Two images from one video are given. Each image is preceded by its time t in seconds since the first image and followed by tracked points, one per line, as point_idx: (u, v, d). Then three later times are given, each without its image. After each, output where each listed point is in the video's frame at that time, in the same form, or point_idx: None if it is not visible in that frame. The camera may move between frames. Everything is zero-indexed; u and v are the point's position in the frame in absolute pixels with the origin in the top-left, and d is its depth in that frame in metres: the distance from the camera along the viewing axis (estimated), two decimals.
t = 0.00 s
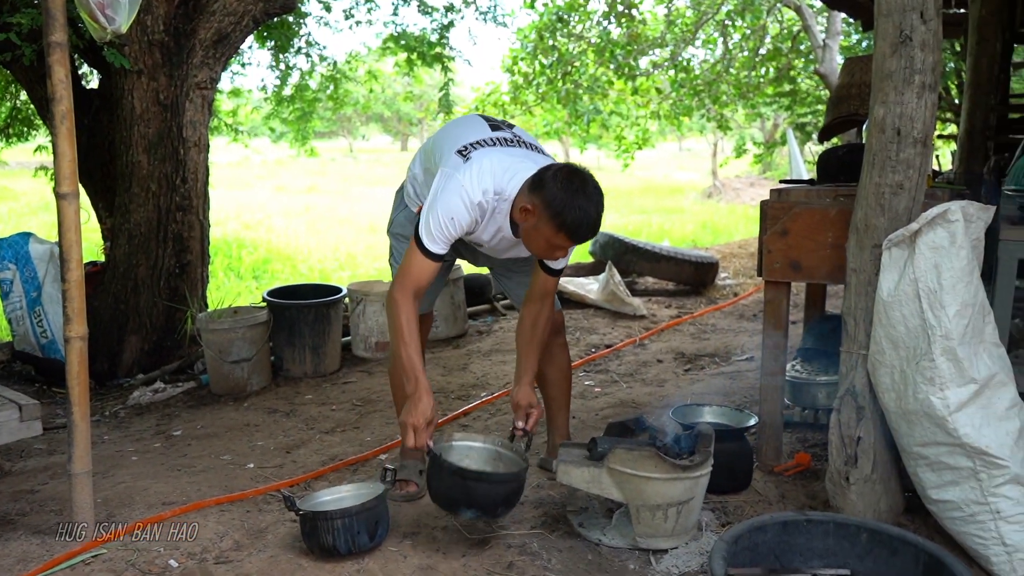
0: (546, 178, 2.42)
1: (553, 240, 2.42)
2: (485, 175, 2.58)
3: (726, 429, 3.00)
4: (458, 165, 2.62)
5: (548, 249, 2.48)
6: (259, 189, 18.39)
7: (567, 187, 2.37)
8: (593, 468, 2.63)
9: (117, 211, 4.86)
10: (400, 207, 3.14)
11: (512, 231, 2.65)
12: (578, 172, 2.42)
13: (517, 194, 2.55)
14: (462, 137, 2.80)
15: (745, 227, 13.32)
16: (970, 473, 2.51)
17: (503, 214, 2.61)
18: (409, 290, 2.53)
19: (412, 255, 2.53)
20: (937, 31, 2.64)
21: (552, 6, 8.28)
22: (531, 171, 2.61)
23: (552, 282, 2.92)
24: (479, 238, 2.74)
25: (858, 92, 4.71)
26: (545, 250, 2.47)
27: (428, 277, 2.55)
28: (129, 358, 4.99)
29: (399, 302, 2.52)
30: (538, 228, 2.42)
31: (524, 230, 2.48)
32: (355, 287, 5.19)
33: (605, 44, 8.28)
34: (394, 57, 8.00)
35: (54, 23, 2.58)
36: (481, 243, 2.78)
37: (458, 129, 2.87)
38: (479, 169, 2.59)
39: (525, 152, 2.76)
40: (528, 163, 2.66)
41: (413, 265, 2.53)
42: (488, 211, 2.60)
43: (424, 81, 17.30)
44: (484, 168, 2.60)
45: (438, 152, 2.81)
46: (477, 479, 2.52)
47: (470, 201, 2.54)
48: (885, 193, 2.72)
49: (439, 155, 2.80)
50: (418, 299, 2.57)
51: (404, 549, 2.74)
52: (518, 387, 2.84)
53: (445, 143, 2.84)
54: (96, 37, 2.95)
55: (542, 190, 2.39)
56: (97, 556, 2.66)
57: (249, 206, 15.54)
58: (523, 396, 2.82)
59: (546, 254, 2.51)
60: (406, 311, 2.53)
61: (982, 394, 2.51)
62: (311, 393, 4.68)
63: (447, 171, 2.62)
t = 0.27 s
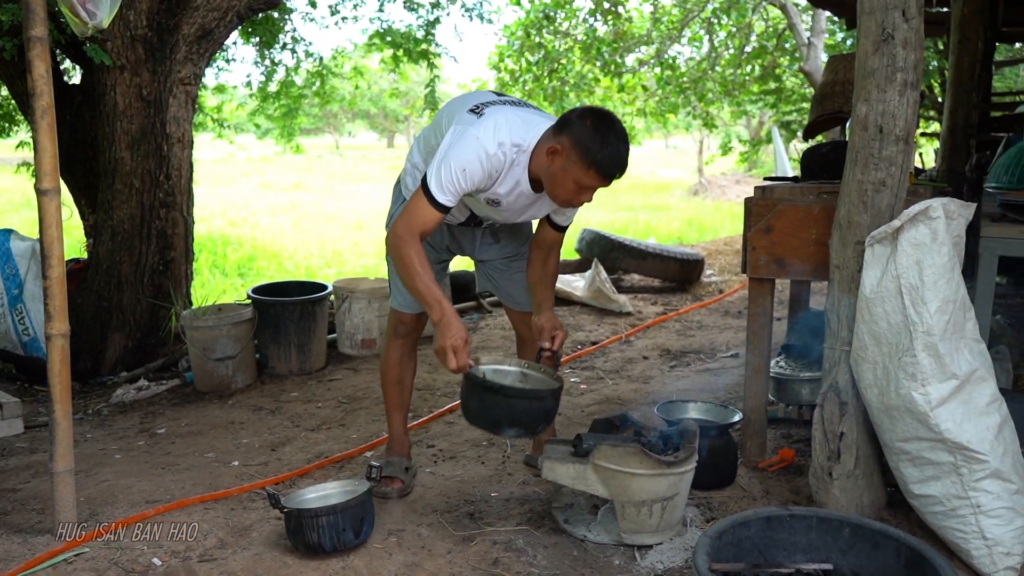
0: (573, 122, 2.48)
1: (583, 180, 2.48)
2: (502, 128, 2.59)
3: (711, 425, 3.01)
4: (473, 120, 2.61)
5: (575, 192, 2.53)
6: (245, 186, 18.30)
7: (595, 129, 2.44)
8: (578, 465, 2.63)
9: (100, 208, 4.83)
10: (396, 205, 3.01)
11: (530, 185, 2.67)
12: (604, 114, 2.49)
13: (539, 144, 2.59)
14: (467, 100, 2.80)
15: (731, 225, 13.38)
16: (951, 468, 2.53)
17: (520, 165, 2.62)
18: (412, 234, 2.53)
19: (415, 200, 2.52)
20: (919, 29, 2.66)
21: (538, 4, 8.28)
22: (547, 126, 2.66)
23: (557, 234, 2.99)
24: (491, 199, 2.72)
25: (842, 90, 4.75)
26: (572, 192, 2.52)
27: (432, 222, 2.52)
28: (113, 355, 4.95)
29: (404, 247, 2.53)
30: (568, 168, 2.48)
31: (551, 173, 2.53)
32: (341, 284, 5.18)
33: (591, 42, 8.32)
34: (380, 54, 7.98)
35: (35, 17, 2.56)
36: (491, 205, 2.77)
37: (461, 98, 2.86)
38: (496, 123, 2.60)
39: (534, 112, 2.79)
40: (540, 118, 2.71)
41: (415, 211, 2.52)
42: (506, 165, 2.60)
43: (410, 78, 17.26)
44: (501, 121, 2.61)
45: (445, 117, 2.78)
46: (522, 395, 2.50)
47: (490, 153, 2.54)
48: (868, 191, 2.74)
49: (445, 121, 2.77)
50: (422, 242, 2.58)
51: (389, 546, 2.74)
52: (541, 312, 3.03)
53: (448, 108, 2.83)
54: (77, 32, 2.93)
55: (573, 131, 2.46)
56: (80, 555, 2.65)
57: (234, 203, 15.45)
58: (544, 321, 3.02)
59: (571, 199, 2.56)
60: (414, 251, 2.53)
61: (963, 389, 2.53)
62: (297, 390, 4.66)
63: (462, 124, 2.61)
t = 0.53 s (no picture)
0: (596, 99, 2.50)
1: (610, 153, 2.49)
2: (524, 112, 2.60)
3: (707, 425, 3.02)
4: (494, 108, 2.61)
5: (601, 166, 2.54)
6: (240, 186, 18.27)
7: (620, 102, 2.46)
8: (574, 465, 2.64)
9: (95, 209, 4.82)
10: (404, 206, 3.00)
11: (555, 167, 2.67)
12: (625, 88, 2.51)
13: (562, 123, 2.59)
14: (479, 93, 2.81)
15: (726, 224, 13.39)
16: (946, 467, 2.54)
17: (544, 148, 2.62)
18: (450, 227, 2.50)
19: (448, 193, 2.50)
20: (913, 29, 2.67)
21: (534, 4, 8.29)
22: (566, 108, 2.67)
23: (578, 217, 3.12)
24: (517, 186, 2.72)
25: (836, 90, 4.76)
26: (599, 167, 2.53)
27: (467, 212, 2.51)
28: (108, 357, 4.94)
29: (444, 240, 2.49)
30: (595, 143, 2.49)
31: (577, 149, 2.54)
32: (336, 284, 5.17)
33: (587, 42, 8.33)
34: (376, 54, 7.97)
35: (29, 18, 2.55)
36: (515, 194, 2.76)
37: (473, 91, 2.86)
38: (517, 108, 2.60)
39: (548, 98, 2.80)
40: (556, 100, 2.72)
41: (450, 204, 2.50)
42: (530, 148, 2.61)
43: (406, 78, 17.26)
44: (522, 106, 2.62)
45: (460, 110, 2.78)
46: (589, 369, 2.56)
47: (516, 136, 2.54)
48: (862, 190, 2.74)
49: (461, 115, 2.76)
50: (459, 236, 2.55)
51: (386, 547, 2.74)
52: (581, 293, 3.03)
53: (460, 104, 2.83)
54: (71, 32, 2.93)
55: (598, 106, 2.47)
56: (75, 557, 2.64)
57: (229, 203, 15.43)
58: (587, 301, 3.01)
59: (597, 174, 2.57)
60: (454, 245, 2.50)
61: (958, 388, 2.54)
62: (293, 391, 4.66)
63: (483, 113, 2.61)
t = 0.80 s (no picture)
0: (614, 106, 2.51)
1: (627, 160, 2.51)
2: (544, 119, 2.61)
3: (707, 427, 3.02)
4: (513, 114, 2.62)
5: (618, 173, 2.56)
6: (238, 190, 18.25)
7: (639, 108, 2.47)
8: (574, 467, 2.63)
9: (93, 214, 4.81)
10: (411, 210, 3.01)
11: (572, 173, 2.69)
12: (642, 95, 2.53)
13: (580, 129, 2.61)
14: (492, 98, 2.81)
15: (725, 225, 13.41)
16: (946, 467, 2.54)
17: (563, 154, 2.64)
18: (494, 246, 2.49)
19: (488, 209, 2.48)
20: (909, 30, 2.67)
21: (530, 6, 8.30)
22: (583, 114, 2.69)
23: (601, 224, 3.10)
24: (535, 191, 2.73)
25: (833, 91, 4.77)
26: (617, 173, 2.55)
27: (510, 226, 2.50)
28: (107, 362, 4.94)
29: (490, 261, 2.49)
30: (613, 149, 2.51)
31: (594, 155, 2.56)
32: (335, 288, 5.17)
33: (584, 44, 8.36)
34: (373, 58, 7.98)
35: (26, 25, 2.56)
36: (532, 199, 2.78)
37: (485, 96, 2.87)
38: (537, 114, 2.62)
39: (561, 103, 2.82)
40: (571, 105, 2.73)
41: (491, 221, 2.48)
42: (550, 154, 2.62)
43: (404, 82, 17.28)
44: (541, 112, 2.63)
45: (474, 116, 2.78)
46: (641, 386, 2.60)
47: (539, 143, 2.55)
48: (859, 191, 2.75)
49: (475, 120, 2.77)
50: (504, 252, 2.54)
51: (386, 551, 2.74)
52: (621, 311, 2.97)
53: (472, 109, 2.82)
54: (69, 38, 2.94)
55: (617, 113, 2.49)
56: (75, 563, 2.64)
57: (228, 208, 15.43)
58: (626, 317, 2.94)
59: (613, 180, 2.59)
60: (501, 265, 2.50)
61: (956, 388, 2.54)
62: (292, 395, 4.66)
63: (502, 121, 2.62)
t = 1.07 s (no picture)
0: (629, 115, 2.52)
1: (638, 170, 2.52)
2: (558, 126, 2.61)
3: (705, 428, 3.02)
4: (527, 120, 2.63)
5: (628, 182, 2.57)
6: (236, 193, 18.25)
7: (653, 119, 2.49)
8: (573, 469, 2.63)
9: (91, 218, 4.81)
10: (415, 212, 3.00)
11: (583, 181, 2.70)
12: (656, 105, 2.54)
13: (593, 137, 2.61)
14: (504, 102, 2.81)
15: (722, 226, 13.42)
16: (944, 467, 2.55)
17: (575, 162, 2.65)
18: (512, 251, 2.50)
19: (506, 214, 2.50)
20: (904, 31, 2.68)
21: (528, 8, 8.31)
22: (595, 121, 2.70)
23: (613, 232, 3.10)
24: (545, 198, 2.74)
25: (830, 92, 4.78)
26: (628, 183, 2.56)
27: (527, 233, 2.51)
28: (105, 365, 4.93)
29: (507, 267, 2.50)
30: (623, 158, 2.52)
31: (605, 164, 2.57)
32: (333, 291, 5.17)
33: (582, 46, 8.37)
34: (371, 60, 7.99)
35: (24, 29, 2.56)
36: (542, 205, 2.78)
37: (496, 99, 2.86)
38: (550, 120, 2.62)
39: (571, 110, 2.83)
40: (583, 113, 2.74)
41: (509, 225, 2.50)
42: (564, 161, 2.62)
43: (402, 84, 17.29)
44: (554, 118, 2.64)
45: (485, 120, 2.78)
46: (653, 399, 2.53)
47: (554, 150, 2.55)
48: (857, 192, 2.75)
49: (486, 124, 2.76)
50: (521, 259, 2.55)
51: (385, 553, 2.74)
52: (636, 323, 2.95)
53: (484, 112, 2.82)
54: (66, 42, 2.94)
55: (630, 123, 2.50)
56: (74, 566, 2.64)
57: (226, 211, 15.44)
58: (641, 329, 2.92)
59: (622, 189, 2.61)
60: (518, 269, 2.50)
61: (954, 387, 2.55)
62: (291, 398, 4.66)
63: (516, 126, 2.62)
